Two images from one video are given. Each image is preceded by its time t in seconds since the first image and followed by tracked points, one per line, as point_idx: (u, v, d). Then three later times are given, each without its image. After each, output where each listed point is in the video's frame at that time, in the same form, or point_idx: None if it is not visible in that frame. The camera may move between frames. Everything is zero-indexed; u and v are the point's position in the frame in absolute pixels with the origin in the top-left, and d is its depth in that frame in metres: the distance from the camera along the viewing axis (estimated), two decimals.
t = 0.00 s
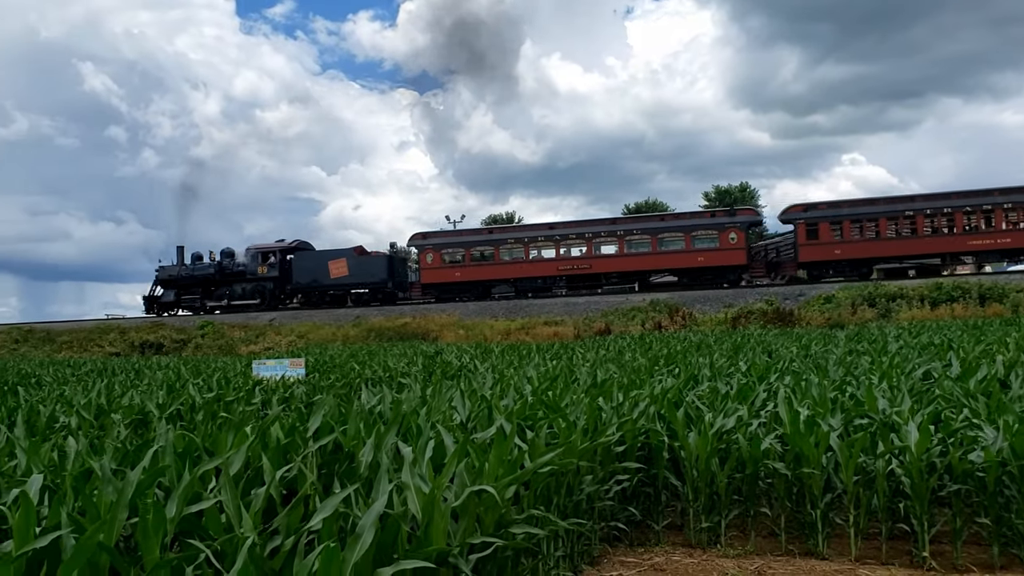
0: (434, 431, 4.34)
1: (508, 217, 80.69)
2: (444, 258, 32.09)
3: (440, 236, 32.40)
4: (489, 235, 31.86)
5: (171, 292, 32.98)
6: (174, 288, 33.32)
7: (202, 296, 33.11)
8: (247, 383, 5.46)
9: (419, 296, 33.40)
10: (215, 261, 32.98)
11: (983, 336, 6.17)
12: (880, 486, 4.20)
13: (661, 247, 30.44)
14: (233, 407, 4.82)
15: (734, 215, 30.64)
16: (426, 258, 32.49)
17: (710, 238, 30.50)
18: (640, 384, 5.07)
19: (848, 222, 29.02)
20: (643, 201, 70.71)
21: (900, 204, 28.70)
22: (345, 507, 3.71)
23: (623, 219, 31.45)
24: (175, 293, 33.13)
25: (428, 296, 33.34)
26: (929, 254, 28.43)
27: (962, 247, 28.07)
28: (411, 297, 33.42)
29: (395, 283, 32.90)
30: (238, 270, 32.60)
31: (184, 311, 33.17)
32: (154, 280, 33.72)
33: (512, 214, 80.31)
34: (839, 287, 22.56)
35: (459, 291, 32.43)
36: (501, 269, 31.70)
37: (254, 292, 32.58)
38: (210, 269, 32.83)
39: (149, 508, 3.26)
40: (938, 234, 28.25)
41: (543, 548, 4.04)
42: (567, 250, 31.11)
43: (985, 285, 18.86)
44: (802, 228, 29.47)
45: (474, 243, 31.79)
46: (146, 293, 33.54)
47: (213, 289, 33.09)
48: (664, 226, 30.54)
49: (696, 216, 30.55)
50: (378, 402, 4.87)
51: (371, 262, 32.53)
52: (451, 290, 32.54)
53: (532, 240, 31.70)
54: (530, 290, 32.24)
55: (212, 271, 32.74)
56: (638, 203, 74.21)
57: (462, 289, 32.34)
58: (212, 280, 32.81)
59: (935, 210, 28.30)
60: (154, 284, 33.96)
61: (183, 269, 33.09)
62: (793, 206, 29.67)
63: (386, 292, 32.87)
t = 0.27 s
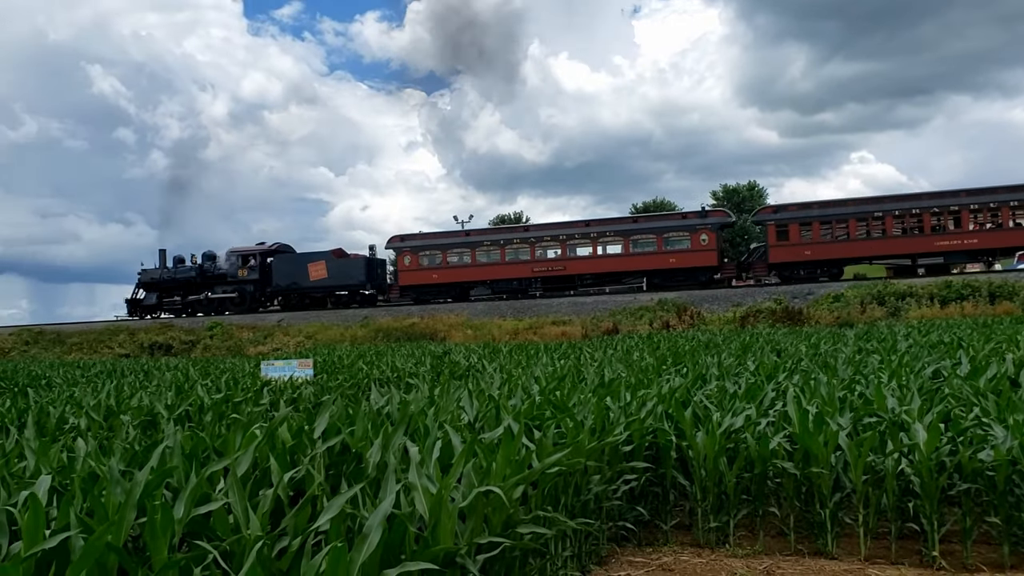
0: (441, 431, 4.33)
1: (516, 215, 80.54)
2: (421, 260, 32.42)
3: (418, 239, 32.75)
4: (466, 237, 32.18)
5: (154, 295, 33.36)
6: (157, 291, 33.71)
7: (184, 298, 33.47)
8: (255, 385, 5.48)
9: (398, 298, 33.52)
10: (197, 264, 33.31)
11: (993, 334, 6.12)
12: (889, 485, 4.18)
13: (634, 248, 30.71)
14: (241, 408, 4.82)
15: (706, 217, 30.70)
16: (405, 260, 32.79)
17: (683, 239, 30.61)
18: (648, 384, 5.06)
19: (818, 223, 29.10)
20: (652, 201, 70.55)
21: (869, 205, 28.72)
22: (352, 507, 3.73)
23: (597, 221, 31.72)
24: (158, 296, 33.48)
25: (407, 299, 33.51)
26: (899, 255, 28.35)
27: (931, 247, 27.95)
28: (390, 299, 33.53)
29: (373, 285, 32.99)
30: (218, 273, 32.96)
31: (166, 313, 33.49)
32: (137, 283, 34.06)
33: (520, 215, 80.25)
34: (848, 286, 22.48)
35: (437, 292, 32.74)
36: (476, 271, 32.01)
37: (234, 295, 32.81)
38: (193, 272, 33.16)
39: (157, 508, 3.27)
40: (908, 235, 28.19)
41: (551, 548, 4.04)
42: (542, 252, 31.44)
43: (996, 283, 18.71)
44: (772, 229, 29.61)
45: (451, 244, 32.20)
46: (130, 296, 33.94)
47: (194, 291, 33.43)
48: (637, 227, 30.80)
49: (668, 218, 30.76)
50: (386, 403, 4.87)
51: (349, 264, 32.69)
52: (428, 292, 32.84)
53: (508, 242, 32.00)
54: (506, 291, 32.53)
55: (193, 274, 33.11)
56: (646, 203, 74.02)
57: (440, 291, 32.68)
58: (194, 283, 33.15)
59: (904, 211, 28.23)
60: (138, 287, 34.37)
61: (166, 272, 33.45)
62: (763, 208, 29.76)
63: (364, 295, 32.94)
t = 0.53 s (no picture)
0: (444, 431, 4.33)
1: (519, 215, 80.51)
2: (394, 262, 32.54)
3: (393, 242, 32.93)
4: (439, 239, 32.45)
5: (131, 297, 33.48)
6: (134, 293, 33.84)
7: (160, 300, 33.56)
8: (259, 385, 5.47)
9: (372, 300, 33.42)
10: (173, 266, 33.47)
11: (997, 335, 6.11)
12: (893, 485, 4.18)
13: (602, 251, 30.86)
14: (244, 408, 4.82)
15: (674, 220, 30.63)
16: (378, 262, 32.83)
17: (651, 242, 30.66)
18: (651, 384, 5.06)
19: (782, 226, 29.32)
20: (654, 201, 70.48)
21: (834, 209, 28.87)
22: (356, 507, 3.74)
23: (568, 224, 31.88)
24: (135, 298, 33.58)
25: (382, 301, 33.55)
26: (861, 257, 28.50)
27: (892, 249, 28.11)
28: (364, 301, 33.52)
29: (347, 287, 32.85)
30: (194, 275, 33.00)
31: (143, 315, 33.56)
32: (115, 286, 34.28)
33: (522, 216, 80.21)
34: (851, 286, 22.44)
35: (411, 294, 32.89)
36: (449, 273, 32.27)
37: (209, 297, 32.93)
38: (169, 274, 33.28)
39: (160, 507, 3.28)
40: (870, 237, 28.39)
41: (554, 548, 4.04)
42: (512, 254, 31.69)
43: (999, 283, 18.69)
44: (737, 231, 29.88)
45: (424, 247, 32.42)
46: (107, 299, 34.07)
47: (171, 294, 33.52)
48: (605, 230, 30.99)
49: (636, 221, 30.82)
50: (389, 403, 4.86)
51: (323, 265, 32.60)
52: (402, 293, 32.97)
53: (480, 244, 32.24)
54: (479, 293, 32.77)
55: (169, 276, 33.20)
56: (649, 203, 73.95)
57: (414, 293, 32.82)
58: (171, 285, 33.22)
59: (867, 213, 28.46)
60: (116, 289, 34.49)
61: (143, 274, 33.66)
62: (729, 210, 30.02)
63: (338, 297, 32.92)
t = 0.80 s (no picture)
0: (440, 431, 4.34)
1: (519, 216, 80.51)
2: (362, 265, 32.50)
3: (361, 245, 32.93)
4: (407, 243, 32.48)
5: (104, 300, 34.00)
6: (108, 296, 34.32)
7: (132, 303, 33.99)
8: (255, 386, 5.49)
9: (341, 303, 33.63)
10: (144, 270, 33.83)
11: (995, 335, 6.12)
12: (890, 485, 4.18)
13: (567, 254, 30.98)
14: (240, 409, 4.84)
15: (636, 224, 30.90)
16: (346, 265, 32.82)
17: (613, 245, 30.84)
18: (648, 384, 5.06)
19: (743, 230, 29.57)
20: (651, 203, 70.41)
21: (792, 212, 29.17)
22: (351, 508, 3.76)
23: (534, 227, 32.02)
24: (108, 301, 34.05)
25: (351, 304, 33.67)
26: (820, 260, 28.88)
27: (850, 252, 28.48)
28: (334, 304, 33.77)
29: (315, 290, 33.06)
30: (165, 278, 33.44)
31: (115, 317, 34.03)
32: (89, 288, 34.74)
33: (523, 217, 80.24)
34: (849, 286, 22.44)
35: (378, 297, 32.91)
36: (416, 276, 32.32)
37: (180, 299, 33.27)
38: (141, 278, 33.70)
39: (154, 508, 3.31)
40: (828, 241, 28.79)
41: (550, 548, 4.05)
42: (478, 257, 31.77)
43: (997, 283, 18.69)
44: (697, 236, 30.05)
45: (392, 250, 32.38)
46: (82, 301, 34.61)
47: (142, 296, 33.97)
48: (570, 234, 31.13)
49: (600, 225, 31.00)
50: (385, 403, 4.87)
51: (292, 270, 32.81)
52: (369, 296, 32.98)
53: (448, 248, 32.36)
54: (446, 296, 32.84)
55: (141, 279, 33.65)
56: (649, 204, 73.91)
57: (381, 296, 32.85)
58: (142, 288, 33.66)
59: (825, 217, 28.86)
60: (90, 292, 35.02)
61: (116, 277, 34.08)
62: (690, 215, 30.19)
63: (308, 300, 33.16)
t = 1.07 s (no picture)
0: (433, 432, 4.36)
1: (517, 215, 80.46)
2: (328, 267, 32.88)
3: (327, 246, 33.29)
4: (373, 245, 32.83)
5: (73, 301, 34.22)
6: (77, 297, 34.52)
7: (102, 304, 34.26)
8: (249, 386, 5.51)
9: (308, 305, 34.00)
10: (114, 270, 33.96)
11: (989, 335, 6.12)
12: (883, 486, 4.19)
13: (530, 256, 31.62)
14: (234, 409, 4.86)
15: (597, 227, 31.64)
16: (312, 267, 33.21)
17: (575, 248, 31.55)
18: (642, 385, 5.07)
19: (701, 234, 30.15)
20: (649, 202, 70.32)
21: (749, 216, 29.77)
22: (342, 509, 3.79)
23: (498, 230, 32.54)
24: (78, 301, 34.32)
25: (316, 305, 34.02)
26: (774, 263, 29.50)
27: (805, 256, 29.13)
28: (303, 305, 34.31)
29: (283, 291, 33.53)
30: (133, 279, 33.76)
31: (85, 318, 34.29)
32: (59, 289, 35.01)
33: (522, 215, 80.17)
34: (845, 287, 22.44)
35: (345, 298, 33.35)
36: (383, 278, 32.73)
37: (149, 300, 33.67)
38: (110, 279, 33.86)
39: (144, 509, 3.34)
40: (783, 245, 29.38)
41: (542, 549, 4.07)
42: (444, 259, 32.29)
43: (992, 284, 18.71)
44: (657, 239, 30.69)
45: (358, 252, 32.76)
46: (51, 302, 34.86)
47: (112, 297, 34.24)
48: (533, 236, 31.71)
49: (563, 227, 31.63)
50: (379, 403, 4.88)
51: (260, 271, 33.25)
52: (336, 297, 33.42)
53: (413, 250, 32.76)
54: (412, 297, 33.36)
55: (110, 280, 33.89)
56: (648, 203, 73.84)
57: (349, 297, 33.30)
58: (111, 289, 33.92)
59: (781, 221, 29.42)
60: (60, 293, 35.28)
61: (86, 278, 34.18)
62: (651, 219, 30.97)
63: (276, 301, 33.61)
